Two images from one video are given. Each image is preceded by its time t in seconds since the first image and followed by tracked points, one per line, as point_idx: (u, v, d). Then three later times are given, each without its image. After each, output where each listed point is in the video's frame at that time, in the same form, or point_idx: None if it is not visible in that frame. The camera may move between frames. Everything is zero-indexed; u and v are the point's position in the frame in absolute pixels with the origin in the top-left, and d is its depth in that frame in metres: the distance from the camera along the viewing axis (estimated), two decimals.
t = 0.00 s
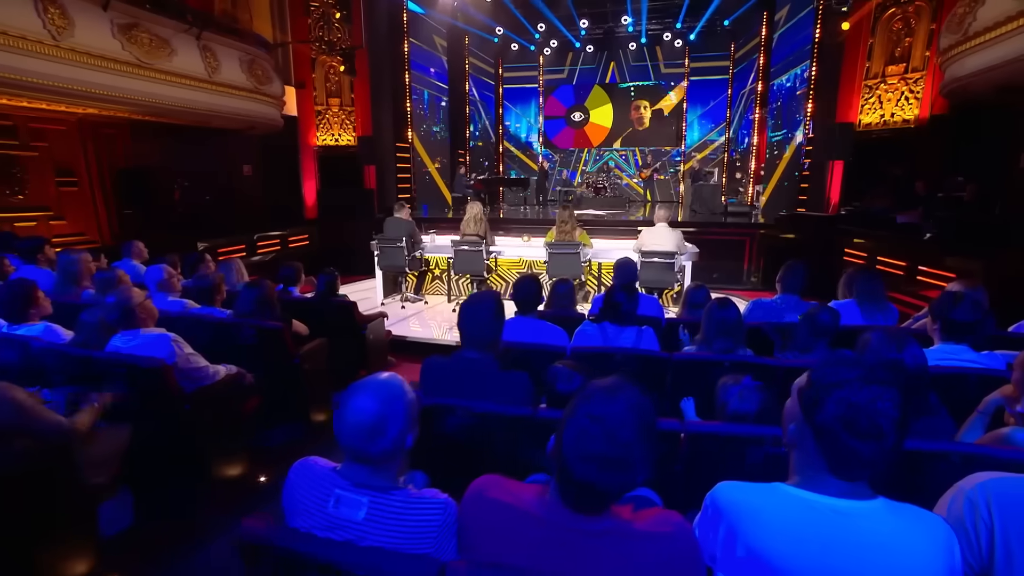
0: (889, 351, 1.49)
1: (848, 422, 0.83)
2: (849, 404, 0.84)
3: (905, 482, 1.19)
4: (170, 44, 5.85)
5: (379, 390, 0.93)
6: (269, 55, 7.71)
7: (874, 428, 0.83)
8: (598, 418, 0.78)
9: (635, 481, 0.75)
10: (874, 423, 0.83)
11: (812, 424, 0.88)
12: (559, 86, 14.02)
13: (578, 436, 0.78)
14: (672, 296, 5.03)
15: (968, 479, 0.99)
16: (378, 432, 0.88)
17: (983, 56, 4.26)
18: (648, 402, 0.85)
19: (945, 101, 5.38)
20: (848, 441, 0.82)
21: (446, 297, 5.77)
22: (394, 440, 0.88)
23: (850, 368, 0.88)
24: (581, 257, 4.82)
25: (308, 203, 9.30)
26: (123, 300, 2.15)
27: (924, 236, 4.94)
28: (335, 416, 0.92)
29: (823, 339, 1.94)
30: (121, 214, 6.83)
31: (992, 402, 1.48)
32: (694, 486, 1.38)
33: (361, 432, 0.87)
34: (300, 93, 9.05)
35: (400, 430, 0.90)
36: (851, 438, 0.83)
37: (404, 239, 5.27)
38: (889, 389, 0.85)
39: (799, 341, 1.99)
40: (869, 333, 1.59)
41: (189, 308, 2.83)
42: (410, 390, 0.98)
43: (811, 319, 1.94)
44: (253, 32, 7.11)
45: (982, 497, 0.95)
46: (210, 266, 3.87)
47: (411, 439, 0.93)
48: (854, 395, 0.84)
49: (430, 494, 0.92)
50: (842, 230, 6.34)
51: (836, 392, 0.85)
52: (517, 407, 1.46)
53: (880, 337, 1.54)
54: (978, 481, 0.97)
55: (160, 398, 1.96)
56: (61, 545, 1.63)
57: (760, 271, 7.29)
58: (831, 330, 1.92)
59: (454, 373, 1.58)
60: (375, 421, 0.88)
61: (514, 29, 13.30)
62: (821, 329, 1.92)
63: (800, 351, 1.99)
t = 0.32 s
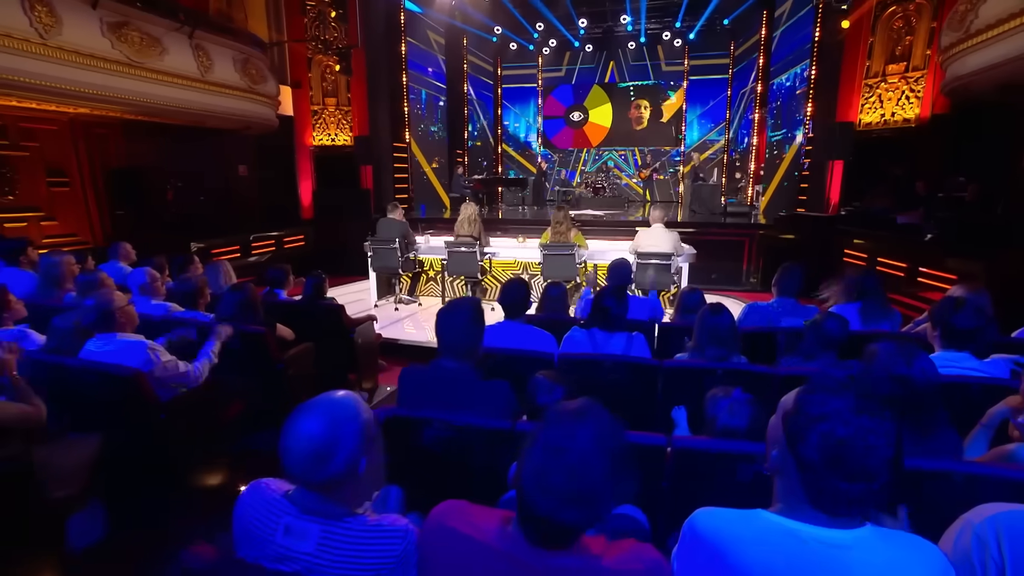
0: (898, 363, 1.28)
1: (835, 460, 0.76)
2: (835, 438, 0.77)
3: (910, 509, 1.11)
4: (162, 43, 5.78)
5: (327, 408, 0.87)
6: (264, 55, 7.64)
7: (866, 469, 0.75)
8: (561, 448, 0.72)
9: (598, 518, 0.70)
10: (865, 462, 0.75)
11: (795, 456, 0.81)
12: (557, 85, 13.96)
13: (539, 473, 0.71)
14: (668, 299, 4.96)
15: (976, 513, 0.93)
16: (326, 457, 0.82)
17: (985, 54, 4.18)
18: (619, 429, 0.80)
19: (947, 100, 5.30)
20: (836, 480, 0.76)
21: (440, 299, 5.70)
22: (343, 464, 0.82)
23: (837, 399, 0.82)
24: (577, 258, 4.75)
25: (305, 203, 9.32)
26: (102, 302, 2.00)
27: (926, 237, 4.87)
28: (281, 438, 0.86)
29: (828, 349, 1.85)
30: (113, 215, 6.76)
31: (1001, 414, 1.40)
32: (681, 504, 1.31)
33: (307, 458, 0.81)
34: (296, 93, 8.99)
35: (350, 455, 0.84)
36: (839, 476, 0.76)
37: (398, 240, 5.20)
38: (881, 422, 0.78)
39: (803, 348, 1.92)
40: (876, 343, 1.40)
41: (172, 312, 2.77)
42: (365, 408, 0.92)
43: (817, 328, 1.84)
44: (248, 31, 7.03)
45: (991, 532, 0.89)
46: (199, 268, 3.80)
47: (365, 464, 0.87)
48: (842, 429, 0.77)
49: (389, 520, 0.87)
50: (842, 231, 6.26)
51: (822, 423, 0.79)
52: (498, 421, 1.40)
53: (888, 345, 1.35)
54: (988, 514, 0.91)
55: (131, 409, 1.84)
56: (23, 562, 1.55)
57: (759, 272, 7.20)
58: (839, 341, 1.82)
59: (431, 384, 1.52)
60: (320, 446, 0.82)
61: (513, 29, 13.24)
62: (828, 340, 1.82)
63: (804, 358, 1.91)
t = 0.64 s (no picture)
0: (913, 377, 1.16)
1: (812, 484, 0.71)
2: (811, 460, 0.72)
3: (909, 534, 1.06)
4: (155, 42, 5.73)
5: (271, 429, 0.81)
6: (260, 54, 7.59)
7: (844, 496, 0.69)
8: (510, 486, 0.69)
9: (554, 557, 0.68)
10: (841, 488, 0.69)
11: (774, 479, 0.75)
12: (558, 85, 13.88)
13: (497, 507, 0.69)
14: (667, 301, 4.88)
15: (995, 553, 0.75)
16: (265, 484, 0.76)
17: (989, 52, 4.10)
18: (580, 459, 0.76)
19: (951, 99, 5.20)
20: (809, 507, 0.70)
21: (435, 301, 5.64)
22: (287, 490, 0.76)
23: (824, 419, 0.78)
24: (574, 260, 4.69)
25: (302, 203, 9.21)
26: (71, 308, 1.95)
27: (929, 238, 4.79)
28: (220, 463, 0.80)
29: (833, 357, 1.76)
30: (108, 216, 6.72)
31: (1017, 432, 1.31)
32: (671, 523, 1.24)
33: (246, 487, 0.75)
34: (295, 93, 8.95)
35: (295, 482, 0.77)
36: (813, 503, 0.70)
37: (392, 241, 5.14)
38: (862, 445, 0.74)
39: (807, 357, 1.84)
40: (888, 354, 1.29)
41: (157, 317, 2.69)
42: (316, 427, 0.86)
43: (821, 337, 1.76)
44: (244, 30, 6.98)
45: None
46: (188, 270, 3.73)
47: (314, 490, 0.81)
48: (817, 450, 0.73)
49: (344, 549, 0.81)
50: (844, 232, 6.20)
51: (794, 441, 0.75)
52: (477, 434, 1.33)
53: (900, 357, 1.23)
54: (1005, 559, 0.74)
55: (101, 418, 1.78)
56: None
57: (760, 273, 7.12)
58: (842, 349, 1.74)
59: (407, 393, 1.46)
60: (261, 472, 0.76)
61: (513, 28, 13.18)
62: (832, 348, 1.75)
63: (808, 367, 1.83)
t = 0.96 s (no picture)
0: (914, 396, 1.02)
1: (811, 540, 0.77)
2: (814, 520, 0.77)
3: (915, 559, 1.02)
4: (152, 41, 5.70)
5: (196, 459, 0.77)
6: (259, 54, 7.54)
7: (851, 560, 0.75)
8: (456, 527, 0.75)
9: None
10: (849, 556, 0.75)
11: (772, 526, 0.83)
12: (561, 84, 13.83)
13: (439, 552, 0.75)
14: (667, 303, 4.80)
15: None
16: (187, 521, 0.73)
17: (997, 49, 4.00)
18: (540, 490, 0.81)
19: (958, 97, 5.10)
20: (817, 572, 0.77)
21: (433, 302, 5.58)
22: (207, 531, 0.73)
23: (839, 474, 0.78)
24: (573, 262, 4.62)
25: (301, 202, 8.98)
26: (46, 313, 1.89)
27: (935, 240, 4.70)
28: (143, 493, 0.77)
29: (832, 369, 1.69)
30: (106, 216, 6.70)
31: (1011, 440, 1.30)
32: (663, 546, 1.19)
33: (165, 525, 0.72)
34: (294, 93, 8.91)
35: (220, 519, 0.74)
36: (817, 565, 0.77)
37: (389, 242, 5.07)
38: (872, 500, 0.76)
39: (805, 366, 1.77)
40: (890, 368, 1.16)
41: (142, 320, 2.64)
42: (250, 457, 0.81)
43: (815, 346, 1.70)
44: (244, 30, 6.95)
45: None
46: (180, 272, 3.68)
47: (247, 522, 0.77)
48: (823, 512, 0.76)
49: None
50: (848, 233, 6.10)
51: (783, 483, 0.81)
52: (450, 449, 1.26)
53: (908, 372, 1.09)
54: None
55: (75, 428, 1.75)
56: None
57: (763, 275, 7.03)
58: (840, 358, 1.68)
59: (384, 404, 1.39)
60: (174, 512, 0.72)
61: (515, 28, 13.13)
62: (830, 360, 1.68)
63: (805, 376, 1.77)
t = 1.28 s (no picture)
0: (909, 413, 0.99)
1: None
2: None
3: None
4: (149, 41, 5.67)
5: (106, 489, 0.75)
6: (259, 54, 7.51)
7: None
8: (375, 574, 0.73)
9: None
10: None
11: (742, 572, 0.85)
12: (564, 84, 13.74)
13: None
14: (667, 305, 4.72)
15: None
16: (81, 561, 0.71)
17: (1007, 46, 3.90)
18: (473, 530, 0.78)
19: (966, 96, 4.99)
20: None
21: (431, 304, 5.52)
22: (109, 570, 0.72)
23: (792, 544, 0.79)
24: (571, 263, 4.55)
25: (302, 203, 8.95)
26: (19, 319, 1.88)
27: (942, 241, 4.61)
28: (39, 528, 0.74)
29: (828, 379, 1.63)
30: (105, 217, 6.69)
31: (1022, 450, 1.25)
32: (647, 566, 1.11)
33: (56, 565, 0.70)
34: (295, 93, 8.87)
35: (125, 556, 0.73)
36: None
37: (386, 243, 5.02)
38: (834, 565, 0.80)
39: (800, 377, 1.70)
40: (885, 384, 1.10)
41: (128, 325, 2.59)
42: (168, 488, 0.80)
43: (808, 356, 1.64)
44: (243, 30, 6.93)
45: None
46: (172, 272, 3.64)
47: (157, 561, 0.77)
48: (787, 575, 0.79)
49: None
50: (854, 234, 6.00)
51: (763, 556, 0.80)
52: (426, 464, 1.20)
53: (902, 386, 1.05)
54: None
55: (50, 437, 1.71)
56: None
57: (766, 276, 6.94)
58: (833, 368, 1.61)
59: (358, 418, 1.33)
60: (72, 551, 0.70)
61: (518, 27, 13.05)
62: (824, 371, 1.62)
63: (802, 388, 1.70)
